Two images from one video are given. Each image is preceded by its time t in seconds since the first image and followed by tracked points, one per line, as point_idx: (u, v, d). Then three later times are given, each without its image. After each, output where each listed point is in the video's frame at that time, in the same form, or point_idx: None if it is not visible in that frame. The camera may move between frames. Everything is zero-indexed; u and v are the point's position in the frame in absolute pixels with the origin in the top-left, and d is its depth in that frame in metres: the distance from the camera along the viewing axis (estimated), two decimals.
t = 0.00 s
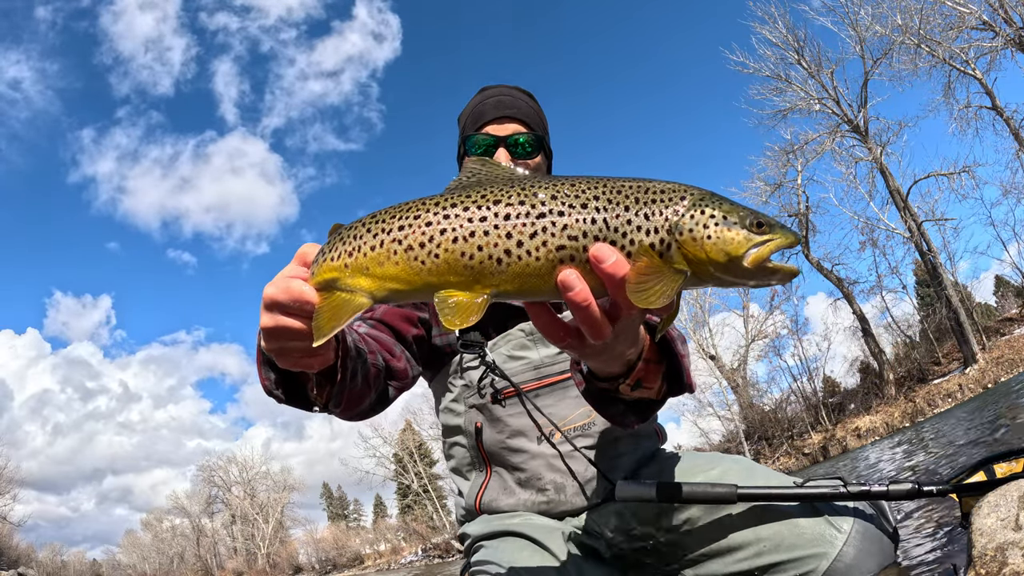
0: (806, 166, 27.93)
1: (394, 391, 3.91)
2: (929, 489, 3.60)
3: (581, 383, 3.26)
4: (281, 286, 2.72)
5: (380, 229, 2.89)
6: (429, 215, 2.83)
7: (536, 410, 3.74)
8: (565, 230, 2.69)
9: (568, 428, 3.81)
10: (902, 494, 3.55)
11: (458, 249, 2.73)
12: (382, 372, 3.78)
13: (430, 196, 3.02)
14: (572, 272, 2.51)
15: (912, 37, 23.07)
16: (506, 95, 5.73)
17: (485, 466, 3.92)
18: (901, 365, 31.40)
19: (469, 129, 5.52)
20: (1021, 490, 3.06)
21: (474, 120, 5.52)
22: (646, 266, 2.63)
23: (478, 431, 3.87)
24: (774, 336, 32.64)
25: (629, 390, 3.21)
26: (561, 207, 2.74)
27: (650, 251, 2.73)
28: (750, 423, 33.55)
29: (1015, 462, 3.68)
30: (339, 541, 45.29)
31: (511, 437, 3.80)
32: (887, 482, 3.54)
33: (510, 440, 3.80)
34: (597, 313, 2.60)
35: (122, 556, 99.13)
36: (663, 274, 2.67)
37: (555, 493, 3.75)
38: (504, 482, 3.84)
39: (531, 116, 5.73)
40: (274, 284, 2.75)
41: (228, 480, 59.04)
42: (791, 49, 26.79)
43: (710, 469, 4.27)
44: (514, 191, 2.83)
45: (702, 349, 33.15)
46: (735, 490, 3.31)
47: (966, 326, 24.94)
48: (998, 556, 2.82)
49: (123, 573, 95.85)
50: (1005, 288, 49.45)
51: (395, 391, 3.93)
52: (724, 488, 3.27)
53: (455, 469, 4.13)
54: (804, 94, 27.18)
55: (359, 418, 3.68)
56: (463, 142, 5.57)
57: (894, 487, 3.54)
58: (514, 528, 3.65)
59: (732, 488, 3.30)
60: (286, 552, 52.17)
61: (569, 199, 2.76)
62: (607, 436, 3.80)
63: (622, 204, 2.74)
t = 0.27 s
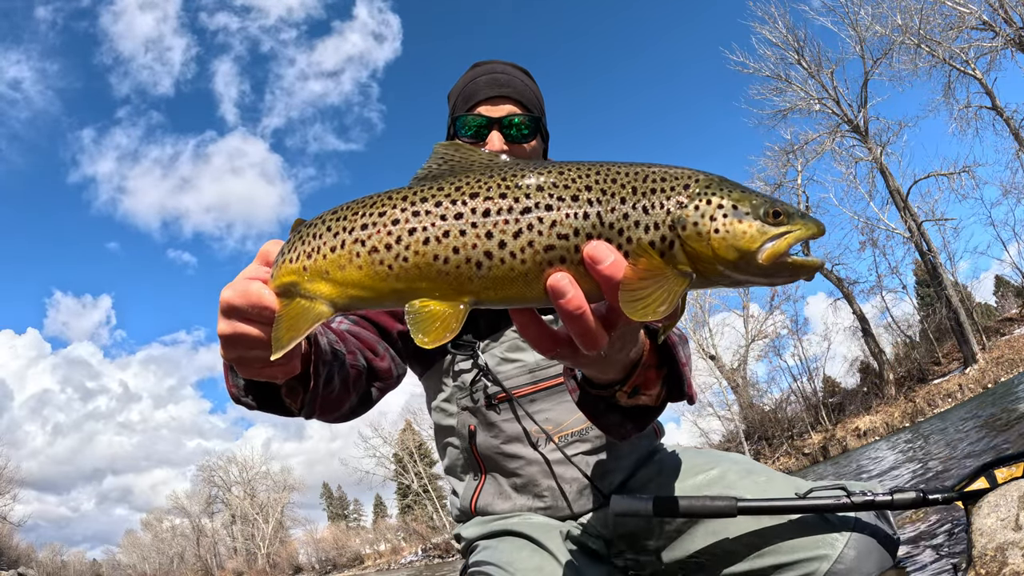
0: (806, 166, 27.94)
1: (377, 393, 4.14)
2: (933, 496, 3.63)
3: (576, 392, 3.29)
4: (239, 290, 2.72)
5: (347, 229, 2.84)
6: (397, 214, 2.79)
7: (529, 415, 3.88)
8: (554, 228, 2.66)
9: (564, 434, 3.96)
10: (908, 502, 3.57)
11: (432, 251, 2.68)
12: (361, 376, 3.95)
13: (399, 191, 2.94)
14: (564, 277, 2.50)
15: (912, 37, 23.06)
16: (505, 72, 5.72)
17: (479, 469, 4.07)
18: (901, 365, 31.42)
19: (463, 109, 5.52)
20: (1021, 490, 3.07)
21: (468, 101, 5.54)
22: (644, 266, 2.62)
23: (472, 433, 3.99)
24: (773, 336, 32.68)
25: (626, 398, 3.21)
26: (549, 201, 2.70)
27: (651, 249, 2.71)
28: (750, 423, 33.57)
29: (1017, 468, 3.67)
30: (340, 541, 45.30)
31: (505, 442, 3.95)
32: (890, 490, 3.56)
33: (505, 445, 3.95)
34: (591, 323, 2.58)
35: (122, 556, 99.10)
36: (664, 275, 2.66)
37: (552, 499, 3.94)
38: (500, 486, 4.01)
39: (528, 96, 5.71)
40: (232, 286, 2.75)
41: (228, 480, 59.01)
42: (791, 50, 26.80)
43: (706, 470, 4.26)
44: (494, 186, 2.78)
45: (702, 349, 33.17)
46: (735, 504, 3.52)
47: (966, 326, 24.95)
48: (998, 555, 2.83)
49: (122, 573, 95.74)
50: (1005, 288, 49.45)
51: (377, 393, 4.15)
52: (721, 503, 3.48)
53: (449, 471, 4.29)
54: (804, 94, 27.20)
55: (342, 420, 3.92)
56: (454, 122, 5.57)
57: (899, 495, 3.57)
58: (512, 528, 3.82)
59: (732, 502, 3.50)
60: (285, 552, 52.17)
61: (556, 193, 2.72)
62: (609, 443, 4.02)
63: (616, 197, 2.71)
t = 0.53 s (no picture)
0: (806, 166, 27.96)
1: (369, 396, 4.16)
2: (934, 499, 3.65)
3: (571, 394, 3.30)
4: (211, 298, 2.78)
5: (332, 237, 2.81)
6: (385, 221, 2.76)
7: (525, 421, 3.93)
8: (554, 231, 2.65)
9: (560, 439, 4.00)
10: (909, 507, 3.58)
11: (425, 260, 2.66)
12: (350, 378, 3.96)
13: (385, 196, 2.91)
14: (566, 280, 2.50)
15: (912, 38, 23.07)
16: (498, 67, 5.70)
17: (475, 474, 4.12)
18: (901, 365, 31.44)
19: (454, 106, 5.52)
20: (1021, 490, 3.07)
21: (460, 97, 5.54)
22: (650, 266, 2.63)
23: (466, 439, 4.04)
24: (773, 336, 32.71)
25: (623, 400, 3.24)
26: (546, 204, 2.69)
27: (654, 247, 2.71)
28: (750, 423, 33.58)
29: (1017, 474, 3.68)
30: (340, 541, 45.31)
31: (502, 448, 4.00)
32: (893, 495, 3.57)
33: (501, 451, 4.00)
34: (596, 328, 2.61)
35: (121, 556, 99.11)
36: (672, 275, 2.69)
37: (549, 503, 4.00)
38: (495, 490, 4.07)
39: (520, 92, 5.70)
40: (205, 295, 2.80)
41: (228, 480, 59.01)
42: (791, 50, 26.84)
43: (704, 471, 4.26)
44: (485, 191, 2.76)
45: (702, 349, 33.19)
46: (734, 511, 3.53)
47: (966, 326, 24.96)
48: (998, 555, 2.84)
49: (122, 573, 95.66)
50: (1004, 288, 49.51)
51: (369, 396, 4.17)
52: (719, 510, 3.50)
53: (445, 475, 4.34)
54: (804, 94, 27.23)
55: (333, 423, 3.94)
56: (446, 119, 5.58)
57: (899, 500, 3.58)
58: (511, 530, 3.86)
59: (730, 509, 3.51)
60: (285, 551, 52.17)
61: (553, 195, 2.70)
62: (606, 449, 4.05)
63: (615, 197, 2.71)
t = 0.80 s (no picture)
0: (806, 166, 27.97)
1: (354, 388, 4.15)
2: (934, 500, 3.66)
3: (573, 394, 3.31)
4: (195, 286, 2.72)
5: (325, 238, 2.83)
6: (377, 222, 2.78)
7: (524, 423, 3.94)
8: (547, 228, 2.65)
9: (559, 441, 4.01)
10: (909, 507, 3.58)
11: (418, 261, 2.68)
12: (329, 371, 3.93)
13: (376, 196, 2.92)
14: (563, 273, 2.51)
15: (912, 37, 23.07)
16: (493, 69, 5.70)
17: (474, 476, 4.14)
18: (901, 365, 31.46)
19: (449, 107, 5.53)
20: (1021, 490, 3.08)
21: (455, 98, 5.54)
22: (649, 257, 2.62)
23: (465, 441, 4.06)
24: (773, 336, 32.72)
25: (625, 397, 3.24)
26: (539, 201, 2.69)
27: (651, 238, 2.70)
28: (750, 423, 33.59)
29: (1017, 473, 3.69)
30: (340, 541, 45.32)
31: (501, 450, 4.02)
32: (893, 495, 3.58)
33: (500, 453, 4.02)
34: (594, 322, 2.62)
35: (121, 556, 99.15)
36: (670, 267, 2.69)
37: (548, 505, 4.02)
38: (494, 491, 4.08)
39: (515, 93, 5.70)
40: (185, 282, 2.73)
41: (228, 480, 59.05)
42: (791, 50, 26.86)
43: (705, 471, 4.27)
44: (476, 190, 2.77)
45: (703, 349, 33.18)
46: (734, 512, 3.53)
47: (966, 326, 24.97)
48: (998, 556, 2.84)
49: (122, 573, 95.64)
50: (1004, 287, 49.54)
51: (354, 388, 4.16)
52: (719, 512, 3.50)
53: (444, 476, 4.35)
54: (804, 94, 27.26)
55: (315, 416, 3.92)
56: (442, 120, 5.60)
57: (900, 501, 3.58)
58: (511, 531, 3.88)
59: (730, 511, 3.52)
60: (286, 551, 52.18)
61: (544, 192, 2.71)
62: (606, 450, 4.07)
63: (608, 190, 2.71)
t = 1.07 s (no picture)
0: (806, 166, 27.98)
1: (346, 372, 4.19)
2: (935, 501, 3.68)
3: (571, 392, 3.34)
4: (179, 247, 2.73)
5: (316, 209, 2.84)
6: (369, 195, 2.79)
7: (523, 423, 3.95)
8: (540, 212, 2.66)
9: (559, 441, 4.02)
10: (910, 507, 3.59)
11: (407, 237, 2.69)
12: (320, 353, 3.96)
13: (371, 169, 2.92)
14: (551, 262, 2.52)
15: (912, 37, 23.07)
16: (494, 67, 5.72)
17: (472, 476, 4.16)
18: (901, 365, 31.50)
19: (450, 106, 5.53)
20: (1021, 490, 3.09)
21: (456, 96, 5.53)
22: (643, 247, 2.62)
23: (464, 441, 4.08)
24: (773, 337, 32.73)
25: (623, 393, 3.24)
26: (533, 184, 2.69)
27: (647, 230, 2.69)
28: (750, 423, 33.63)
29: (1017, 473, 3.70)
30: (340, 541, 45.31)
31: (502, 451, 4.04)
32: (893, 496, 3.59)
33: (500, 454, 4.04)
34: (582, 313, 2.62)
35: (121, 556, 99.16)
36: (666, 259, 2.68)
37: (547, 505, 4.03)
38: (492, 491, 4.10)
39: (517, 92, 5.72)
40: (171, 242, 2.74)
41: (228, 480, 59.04)
42: (791, 50, 26.90)
43: (705, 471, 4.28)
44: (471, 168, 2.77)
45: (703, 349, 33.18)
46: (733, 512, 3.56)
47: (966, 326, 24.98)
48: (998, 556, 2.86)
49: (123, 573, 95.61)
50: (1004, 288, 49.59)
51: (346, 373, 4.19)
52: (718, 512, 3.52)
53: (443, 475, 4.37)
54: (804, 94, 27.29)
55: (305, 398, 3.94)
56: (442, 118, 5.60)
57: (900, 502, 3.59)
58: (510, 530, 3.91)
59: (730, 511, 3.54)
60: (286, 552, 52.14)
61: (540, 175, 2.71)
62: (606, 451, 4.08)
63: (606, 177, 2.70)
